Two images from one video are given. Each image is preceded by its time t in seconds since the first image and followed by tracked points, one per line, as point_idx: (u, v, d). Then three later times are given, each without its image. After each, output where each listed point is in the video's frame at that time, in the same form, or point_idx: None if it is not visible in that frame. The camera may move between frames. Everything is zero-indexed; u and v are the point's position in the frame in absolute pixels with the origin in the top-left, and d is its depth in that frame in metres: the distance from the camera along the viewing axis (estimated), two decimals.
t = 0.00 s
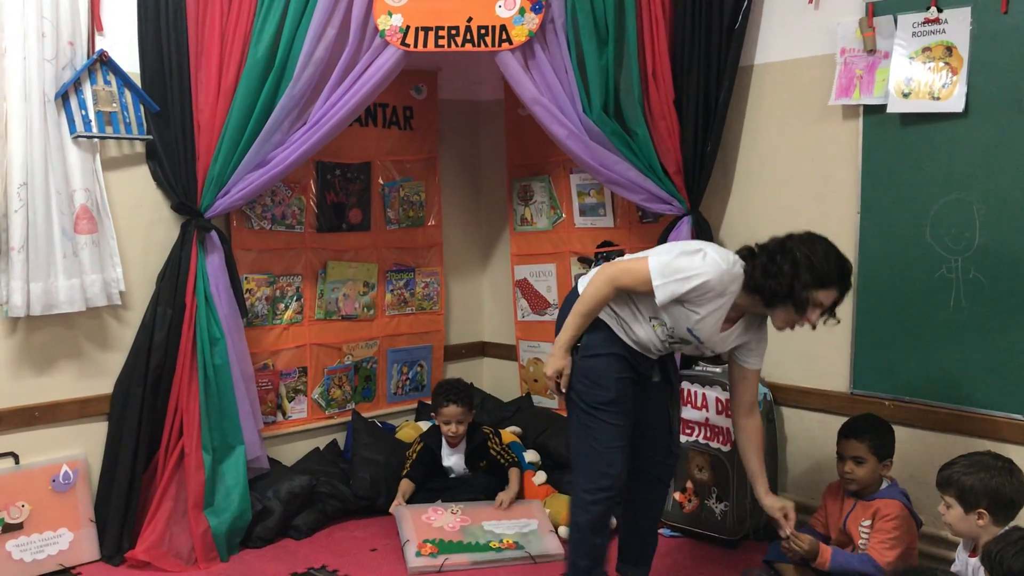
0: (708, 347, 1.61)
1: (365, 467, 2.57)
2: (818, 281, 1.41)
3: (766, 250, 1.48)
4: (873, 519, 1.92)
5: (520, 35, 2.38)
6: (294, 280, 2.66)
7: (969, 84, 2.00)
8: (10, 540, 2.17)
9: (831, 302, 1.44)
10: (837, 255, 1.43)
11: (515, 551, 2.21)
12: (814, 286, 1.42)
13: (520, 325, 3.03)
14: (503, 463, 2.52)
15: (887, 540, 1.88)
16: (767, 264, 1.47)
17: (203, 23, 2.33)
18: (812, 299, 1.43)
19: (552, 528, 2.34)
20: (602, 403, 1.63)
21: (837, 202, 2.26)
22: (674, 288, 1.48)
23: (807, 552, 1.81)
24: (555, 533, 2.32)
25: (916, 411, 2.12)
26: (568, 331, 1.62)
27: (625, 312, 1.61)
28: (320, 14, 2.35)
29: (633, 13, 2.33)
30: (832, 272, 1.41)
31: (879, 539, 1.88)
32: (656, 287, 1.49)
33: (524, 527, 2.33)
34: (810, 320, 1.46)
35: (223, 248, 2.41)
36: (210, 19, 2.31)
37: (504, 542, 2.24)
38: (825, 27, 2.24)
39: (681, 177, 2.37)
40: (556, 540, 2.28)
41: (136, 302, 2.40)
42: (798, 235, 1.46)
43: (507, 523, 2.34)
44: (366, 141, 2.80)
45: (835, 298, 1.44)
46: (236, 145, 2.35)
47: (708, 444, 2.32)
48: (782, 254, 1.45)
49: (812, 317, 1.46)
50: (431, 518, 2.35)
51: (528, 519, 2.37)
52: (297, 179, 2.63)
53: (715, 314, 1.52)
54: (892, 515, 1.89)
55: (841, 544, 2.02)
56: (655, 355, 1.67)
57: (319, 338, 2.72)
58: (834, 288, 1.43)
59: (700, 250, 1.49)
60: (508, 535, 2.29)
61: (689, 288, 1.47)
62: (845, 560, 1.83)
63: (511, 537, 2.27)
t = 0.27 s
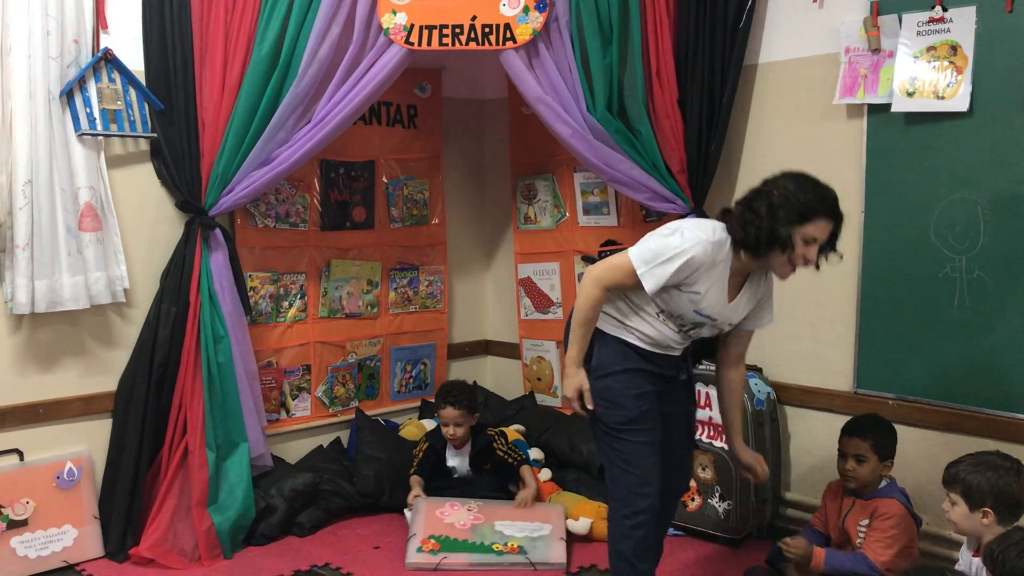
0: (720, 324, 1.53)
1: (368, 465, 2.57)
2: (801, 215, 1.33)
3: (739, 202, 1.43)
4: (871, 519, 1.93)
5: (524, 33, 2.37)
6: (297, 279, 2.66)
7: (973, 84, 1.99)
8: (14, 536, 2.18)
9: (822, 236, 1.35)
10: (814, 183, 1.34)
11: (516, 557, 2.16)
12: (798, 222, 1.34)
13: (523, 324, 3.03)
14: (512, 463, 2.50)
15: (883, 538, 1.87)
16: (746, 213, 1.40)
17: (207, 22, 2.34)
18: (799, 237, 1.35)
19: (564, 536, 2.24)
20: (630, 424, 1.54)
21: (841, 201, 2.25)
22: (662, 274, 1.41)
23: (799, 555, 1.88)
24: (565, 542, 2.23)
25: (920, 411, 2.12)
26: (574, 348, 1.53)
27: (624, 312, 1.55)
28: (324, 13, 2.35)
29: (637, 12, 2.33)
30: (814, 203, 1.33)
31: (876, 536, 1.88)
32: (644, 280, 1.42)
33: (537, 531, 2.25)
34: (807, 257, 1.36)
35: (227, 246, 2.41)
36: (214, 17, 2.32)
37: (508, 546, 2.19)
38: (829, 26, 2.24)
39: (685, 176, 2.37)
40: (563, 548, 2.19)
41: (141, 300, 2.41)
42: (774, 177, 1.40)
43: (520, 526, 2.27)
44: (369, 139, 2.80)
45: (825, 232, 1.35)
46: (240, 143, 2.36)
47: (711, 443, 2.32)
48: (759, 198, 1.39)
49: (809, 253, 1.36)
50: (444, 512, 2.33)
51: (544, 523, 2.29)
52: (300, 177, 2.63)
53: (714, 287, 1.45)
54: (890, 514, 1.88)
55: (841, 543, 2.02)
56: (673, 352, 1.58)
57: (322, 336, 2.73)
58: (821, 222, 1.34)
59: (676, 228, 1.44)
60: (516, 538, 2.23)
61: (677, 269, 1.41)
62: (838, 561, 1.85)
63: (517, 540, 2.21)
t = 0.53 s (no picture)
0: (737, 295, 1.48)
1: (372, 463, 2.57)
2: (786, 159, 1.34)
3: (724, 165, 1.43)
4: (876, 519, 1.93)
5: (528, 32, 2.38)
6: (301, 277, 2.66)
7: (978, 83, 1.99)
8: (18, 534, 2.18)
9: (811, 177, 1.34)
10: (794, 129, 1.34)
11: (521, 556, 2.13)
12: (783, 166, 1.34)
13: (527, 323, 3.03)
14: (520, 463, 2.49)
15: (891, 538, 1.87)
16: (733, 167, 1.41)
17: (212, 20, 2.34)
18: (787, 181, 1.34)
19: (577, 542, 2.18)
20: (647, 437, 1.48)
21: (845, 200, 2.25)
22: (665, 238, 1.35)
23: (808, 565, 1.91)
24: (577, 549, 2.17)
25: (924, 410, 2.12)
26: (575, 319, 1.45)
27: (633, 306, 1.49)
28: (328, 11, 2.35)
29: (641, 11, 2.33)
30: (798, 144, 1.33)
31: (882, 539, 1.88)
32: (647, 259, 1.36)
33: (551, 533, 2.22)
34: (802, 203, 1.35)
35: (231, 244, 2.41)
36: (219, 16, 2.32)
37: (517, 544, 2.17)
38: (834, 25, 2.24)
39: (689, 175, 2.37)
40: (573, 554, 2.14)
41: (145, 298, 2.41)
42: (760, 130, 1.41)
43: (537, 525, 2.25)
44: (373, 138, 2.80)
45: (813, 172, 1.34)
46: (245, 141, 2.36)
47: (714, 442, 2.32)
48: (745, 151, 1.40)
49: (802, 199, 1.35)
50: (466, 501, 2.35)
51: (561, 526, 2.25)
52: (304, 176, 2.63)
53: (723, 252, 1.40)
54: (894, 512, 1.89)
55: (843, 543, 2.03)
56: (695, 339, 1.51)
57: (326, 334, 2.73)
58: (807, 165, 1.33)
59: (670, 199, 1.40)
60: (529, 536, 2.21)
61: (680, 233, 1.36)
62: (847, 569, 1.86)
63: (528, 540, 2.19)
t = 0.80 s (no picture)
0: (782, 284, 1.36)
1: (374, 463, 2.58)
2: (816, 139, 1.27)
3: (752, 146, 1.36)
4: (871, 523, 1.93)
5: (531, 32, 2.38)
6: (304, 277, 2.66)
7: (981, 83, 1.99)
8: (21, 533, 2.19)
9: (843, 159, 1.27)
10: (826, 106, 1.27)
11: (525, 552, 2.15)
12: (813, 146, 1.27)
13: (529, 323, 3.03)
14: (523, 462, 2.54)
15: (887, 543, 1.87)
16: (761, 147, 1.34)
17: (215, 20, 2.34)
18: (816, 163, 1.28)
19: (586, 543, 2.16)
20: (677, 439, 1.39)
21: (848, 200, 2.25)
22: (693, 226, 1.28)
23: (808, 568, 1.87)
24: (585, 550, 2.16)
25: (927, 411, 2.11)
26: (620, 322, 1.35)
27: (668, 311, 1.39)
28: (331, 11, 2.35)
29: (644, 10, 2.33)
30: (830, 123, 1.26)
31: (881, 543, 1.88)
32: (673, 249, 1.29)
33: (562, 529, 2.21)
34: (833, 185, 1.28)
35: (234, 244, 2.42)
36: (222, 15, 2.33)
37: (524, 538, 2.19)
38: (837, 25, 2.24)
39: (692, 175, 2.36)
40: (576, 556, 2.12)
41: (147, 297, 2.41)
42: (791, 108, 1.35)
43: (551, 520, 2.25)
44: (376, 137, 2.80)
45: (845, 155, 1.27)
46: (247, 141, 2.36)
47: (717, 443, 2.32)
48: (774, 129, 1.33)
49: (833, 181, 1.28)
50: (488, 487, 2.37)
51: (574, 523, 2.23)
52: (307, 175, 2.63)
53: (756, 236, 1.31)
54: (889, 516, 1.88)
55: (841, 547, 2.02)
56: (742, 340, 1.39)
57: (328, 334, 2.73)
58: (839, 146, 1.27)
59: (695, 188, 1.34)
60: (540, 531, 2.21)
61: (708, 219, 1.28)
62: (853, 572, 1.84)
63: (537, 535, 2.20)
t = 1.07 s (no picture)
0: (818, 273, 1.29)
1: (375, 461, 2.58)
2: (849, 120, 1.21)
3: (784, 128, 1.31)
4: (870, 523, 1.91)
5: (533, 31, 2.38)
6: (305, 276, 2.66)
7: (984, 82, 1.99)
8: (23, 531, 2.19)
9: (876, 142, 1.21)
10: (860, 85, 1.22)
11: (530, 550, 2.18)
12: (845, 127, 1.22)
13: (531, 322, 3.03)
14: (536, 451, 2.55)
15: (890, 545, 1.88)
16: (793, 129, 1.29)
17: (217, 19, 2.34)
18: (848, 144, 1.22)
19: (592, 540, 2.16)
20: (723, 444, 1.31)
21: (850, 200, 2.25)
22: (711, 219, 1.26)
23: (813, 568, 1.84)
24: (590, 547, 2.16)
25: (929, 411, 2.11)
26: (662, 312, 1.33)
27: (699, 307, 1.34)
28: (332, 10, 2.35)
29: (646, 9, 2.32)
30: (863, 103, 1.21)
31: (881, 544, 1.89)
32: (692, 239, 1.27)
33: (572, 529, 2.22)
34: (868, 168, 1.22)
35: (236, 243, 2.42)
36: (224, 14, 2.32)
37: (532, 536, 2.22)
38: (839, 24, 2.23)
39: (694, 174, 2.36)
40: (578, 552, 2.13)
41: (149, 296, 2.41)
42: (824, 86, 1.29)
43: (565, 521, 2.25)
44: (378, 136, 2.80)
45: (879, 136, 1.21)
46: (248, 140, 2.36)
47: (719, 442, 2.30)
48: (807, 110, 1.28)
49: (867, 163, 1.22)
50: (511, 489, 2.41)
51: (584, 522, 2.24)
52: (309, 174, 2.63)
53: (782, 224, 1.27)
54: (889, 518, 1.88)
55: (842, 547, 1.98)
56: (779, 336, 1.31)
57: (330, 332, 2.73)
58: (873, 127, 1.21)
59: (718, 177, 1.31)
60: (550, 530, 2.23)
61: (726, 209, 1.26)
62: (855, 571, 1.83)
63: (546, 534, 2.22)
